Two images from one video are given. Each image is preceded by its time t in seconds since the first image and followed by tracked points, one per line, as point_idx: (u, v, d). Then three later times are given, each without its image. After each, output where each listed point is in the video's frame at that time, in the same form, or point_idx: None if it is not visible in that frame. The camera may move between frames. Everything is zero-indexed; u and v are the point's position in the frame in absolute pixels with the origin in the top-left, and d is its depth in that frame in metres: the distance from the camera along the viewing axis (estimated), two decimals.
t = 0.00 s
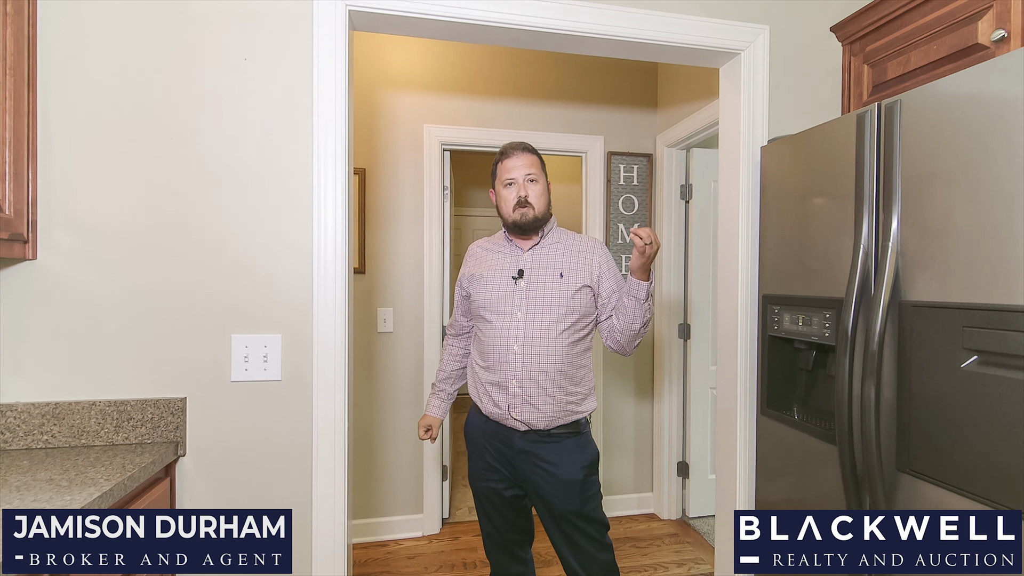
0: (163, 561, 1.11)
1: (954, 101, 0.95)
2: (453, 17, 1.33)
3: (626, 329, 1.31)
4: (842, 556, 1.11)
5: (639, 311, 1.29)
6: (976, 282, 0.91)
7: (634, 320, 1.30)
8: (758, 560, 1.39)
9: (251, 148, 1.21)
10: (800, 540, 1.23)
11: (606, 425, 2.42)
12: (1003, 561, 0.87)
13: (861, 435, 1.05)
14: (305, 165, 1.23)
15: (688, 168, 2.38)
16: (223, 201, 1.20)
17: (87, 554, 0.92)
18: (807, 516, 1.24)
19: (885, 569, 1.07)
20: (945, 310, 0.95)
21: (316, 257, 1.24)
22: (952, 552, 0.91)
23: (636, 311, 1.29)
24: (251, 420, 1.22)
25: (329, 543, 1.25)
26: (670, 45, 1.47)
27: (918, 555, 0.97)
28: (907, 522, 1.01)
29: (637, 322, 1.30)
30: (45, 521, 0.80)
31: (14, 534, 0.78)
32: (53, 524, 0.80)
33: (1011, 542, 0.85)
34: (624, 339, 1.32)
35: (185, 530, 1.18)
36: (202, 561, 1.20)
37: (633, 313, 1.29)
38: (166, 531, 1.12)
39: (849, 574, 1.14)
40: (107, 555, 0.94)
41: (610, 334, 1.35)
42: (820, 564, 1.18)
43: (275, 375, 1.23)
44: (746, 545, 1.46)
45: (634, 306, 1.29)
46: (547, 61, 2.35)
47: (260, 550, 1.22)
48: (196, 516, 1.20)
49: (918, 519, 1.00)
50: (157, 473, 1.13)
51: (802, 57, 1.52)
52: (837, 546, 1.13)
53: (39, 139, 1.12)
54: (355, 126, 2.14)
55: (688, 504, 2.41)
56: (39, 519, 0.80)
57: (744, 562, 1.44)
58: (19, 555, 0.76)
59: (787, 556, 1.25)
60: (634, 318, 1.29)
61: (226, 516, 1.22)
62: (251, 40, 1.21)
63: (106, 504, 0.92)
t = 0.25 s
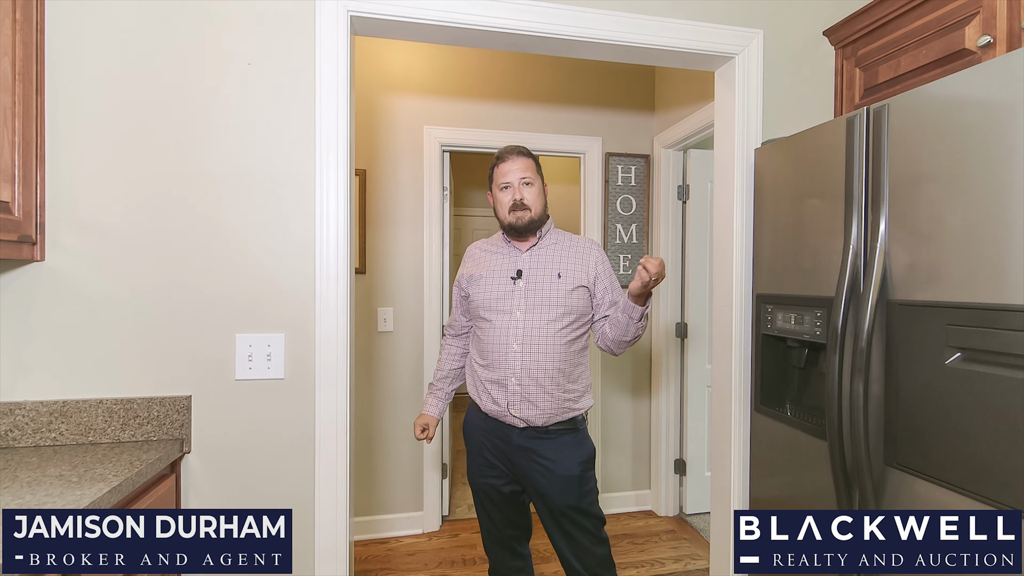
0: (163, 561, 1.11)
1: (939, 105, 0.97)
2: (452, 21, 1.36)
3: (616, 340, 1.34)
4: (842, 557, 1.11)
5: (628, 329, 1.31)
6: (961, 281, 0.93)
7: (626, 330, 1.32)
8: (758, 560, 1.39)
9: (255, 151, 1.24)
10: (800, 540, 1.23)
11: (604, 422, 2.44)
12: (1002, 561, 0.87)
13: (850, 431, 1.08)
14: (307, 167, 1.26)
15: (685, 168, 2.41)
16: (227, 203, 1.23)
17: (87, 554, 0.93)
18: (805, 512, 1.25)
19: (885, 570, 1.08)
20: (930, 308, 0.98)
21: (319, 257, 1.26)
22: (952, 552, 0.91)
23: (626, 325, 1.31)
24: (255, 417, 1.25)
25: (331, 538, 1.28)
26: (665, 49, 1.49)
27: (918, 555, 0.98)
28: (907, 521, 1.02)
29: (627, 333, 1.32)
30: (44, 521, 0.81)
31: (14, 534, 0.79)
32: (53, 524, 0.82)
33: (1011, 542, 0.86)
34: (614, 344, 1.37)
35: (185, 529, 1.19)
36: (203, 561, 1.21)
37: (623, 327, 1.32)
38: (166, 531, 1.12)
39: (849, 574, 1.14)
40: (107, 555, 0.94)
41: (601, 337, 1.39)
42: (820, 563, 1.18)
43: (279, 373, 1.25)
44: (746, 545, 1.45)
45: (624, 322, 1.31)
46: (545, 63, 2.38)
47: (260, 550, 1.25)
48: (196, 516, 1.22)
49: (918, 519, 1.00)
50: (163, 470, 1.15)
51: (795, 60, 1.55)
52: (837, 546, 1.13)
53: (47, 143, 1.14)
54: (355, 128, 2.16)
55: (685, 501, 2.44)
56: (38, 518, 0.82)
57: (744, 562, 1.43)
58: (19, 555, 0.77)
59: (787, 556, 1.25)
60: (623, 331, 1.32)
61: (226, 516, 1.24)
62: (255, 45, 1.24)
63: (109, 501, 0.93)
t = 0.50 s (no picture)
0: (164, 561, 1.10)
1: (926, 108, 1.00)
2: (452, 25, 1.38)
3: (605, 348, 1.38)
4: (842, 557, 1.11)
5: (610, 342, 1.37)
6: (946, 280, 0.96)
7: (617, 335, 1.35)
8: (758, 560, 1.40)
9: (258, 152, 1.27)
10: (800, 540, 1.23)
11: (602, 421, 2.47)
12: (1002, 561, 0.88)
13: (839, 426, 1.11)
14: (310, 169, 1.28)
15: (682, 169, 2.43)
16: (231, 204, 1.26)
17: (87, 554, 0.92)
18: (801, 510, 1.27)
19: (885, 570, 1.09)
20: (915, 307, 1.00)
21: (320, 257, 1.29)
22: (952, 551, 0.91)
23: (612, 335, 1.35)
24: (258, 413, 1.27)
25: (332, 533, 1.31)
26: (660, 52, 1.52)
27: (918, 555, 0.99)
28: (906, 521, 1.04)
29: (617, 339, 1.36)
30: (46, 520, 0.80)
31: (14, 534, 0.79)
32: (53, 524, 0.81)
33: (1011, 542, 0.86)
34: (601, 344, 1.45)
35: (186, 528, 1.20)
36: (203, 561, 1.23)
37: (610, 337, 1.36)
38: (166, 531, 1.11)
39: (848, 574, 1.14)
40: (107, 555, 0.93)
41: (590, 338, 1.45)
42: (820, 563, 1.18)
43: (281, 370, 1.28)
44: (746, 545, 1.46)
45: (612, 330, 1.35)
46: (544, 64, 2.40)
47: (260, 550, 1.27)
48: (196, 515, 1.25)
49: (917, 519, 1.01)
50: (169, 465, 1.17)
51: (789, 62, 1.57)
52: (837, 546, 1.13)
53: (56, 145, 1.17)
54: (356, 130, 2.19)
55: (682, 498, 2.46)
56: (38, 519, 0.81)
57: (744, 562, 1.44)
58: (19, 556, 0.76)
59: (787, 556, 1.26)
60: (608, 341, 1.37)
61: (226, 516, 1.27)
62: (258, 49, 1.26)
63: (116, 494, 0.95)
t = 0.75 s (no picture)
0: (164, 561, 1.11)
1: (912, 109, 1.02)
2: (449, 29, 1.41)
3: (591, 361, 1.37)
4: (842, 557, 1.12)
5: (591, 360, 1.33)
6: (931, 278, 0.98)
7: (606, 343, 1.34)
8: (758, 560, 1.41)
9: (259, 153, 1.29)
10: (800, 540, 1.23)
11: (600, 418, 2.49)
12: (1002, 561, 0.88)
13: (828, 421, 1.13)
14: (310, 170, 1.31)
15: (680, 169, 2.45)
16: (232, 204, 1.28)
17: (87, 554, 0.93)
18: (795, 507, 1.29)
19: (885, 569, 1.10)
20: (902, 304, 1.02)
21: (320, 256, 1.31)
22: (952, 552, 0.92)
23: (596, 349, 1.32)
24: (259, 409, 1.30)
25: (332, 525, 1.33)
26: (656, 53, 1.54)
27: (918, 555, 0.99)
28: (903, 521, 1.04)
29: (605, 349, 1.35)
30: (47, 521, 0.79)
31: (14, 534, 0.79)
32: (54, 524, 0.80)
33: (1011, 542, 0.86)
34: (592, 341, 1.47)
35: (184, 530, 1.21)
36: (203, 561, 1.26)
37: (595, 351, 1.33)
38: (166, 531, 1.13)
39: (849, 574, 1.15)
40: (107, 555, 0.95)
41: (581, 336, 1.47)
42: (820, 563, 1.19)
43: (282, 367, 1.31)
44: (746, 545, 1.48)
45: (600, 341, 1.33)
46: (542, 65, 2.42)
47: (260, 550, 1.30)
48: (196, 516, 1.27)
49: (918, 520, 1.01)
50: (172, 459, 1.20)
51: (783, 63, 1.59)
52: (837, 546, 1.13)
53: (62, 147, 1.20)
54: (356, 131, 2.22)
55: (680, 495, 2.49)
56: (38, 519, 0.80)
57: (744, 562, 1.47)
58: (18, 555, 0.78)
59: (787, 556, 1.26)
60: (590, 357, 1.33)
61: (226, 516, 1.30)
62: (260, 52, 1.29)
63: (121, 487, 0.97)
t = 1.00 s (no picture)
0: (164, 561, 1.13)
1: (900, 106, 1.03)
2: (445, 29, 1.43)
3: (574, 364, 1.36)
4: (842, 557, 1.11)
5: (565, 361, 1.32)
6: (918, 274, 1.00)
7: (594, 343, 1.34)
8: (758, 560, 1.40)
9: (258, 152, 1.32)
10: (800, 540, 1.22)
11: (600, 416, 2.50)
12: (1002, 561, 0.87)
13: (818, 416, 1.14)
14: (308, 168, 1.33)
15: (679, 168, 2.46)
16: (231, 202, 1.31)
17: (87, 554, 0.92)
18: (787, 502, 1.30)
19: (885, 569, 1.09)
20: (891, 300, 1.04)
21: (318, 252, 1.34)
22: (952, 552, 0.91)
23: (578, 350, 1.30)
24: (259, 403, 1.32)
25: (330, 518, 1.35)
26: (650, 52, 1.55)
27: (919, 555, 0.97)
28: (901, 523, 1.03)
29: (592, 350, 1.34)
30: (44, 521, 0.79)
31: (14, 533, 0.78)
32: (54, 524, 0.80)
33: (1011, 542, 0.85)
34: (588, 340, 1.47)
35: (185, 530, 1.23)
36: (203, 561, 1.28)
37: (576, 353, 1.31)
38: (167, 531, 1.14)
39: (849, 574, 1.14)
40: (107, 555, 0.94)
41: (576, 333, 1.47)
42: (820, 563, 1.18)
43: (281, 362, 1.33)
44: (747, 545, 1.45)
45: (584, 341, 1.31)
46: (542, 65, 2.44)
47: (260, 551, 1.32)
48: (196, 516, 1.29)
49: (918, 520, 1.00)
50: (173, 452, 1.23)
51: (778, 61, 1.60)
52: (837, 546, 1.12)
53: (65, 147, 1.23)
54: (357, 131, 2.24)
55: (679, 492, 2.49)
56: (38, 520, 0.79)
57: (743, 562, 1.45)
58: (18, 556, 0.80)
59: (787, 556, 1.25)
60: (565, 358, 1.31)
61: (226, 516, 1.32)
62: (258, 53, 1.31)
63: (123, 478, 1.00)
